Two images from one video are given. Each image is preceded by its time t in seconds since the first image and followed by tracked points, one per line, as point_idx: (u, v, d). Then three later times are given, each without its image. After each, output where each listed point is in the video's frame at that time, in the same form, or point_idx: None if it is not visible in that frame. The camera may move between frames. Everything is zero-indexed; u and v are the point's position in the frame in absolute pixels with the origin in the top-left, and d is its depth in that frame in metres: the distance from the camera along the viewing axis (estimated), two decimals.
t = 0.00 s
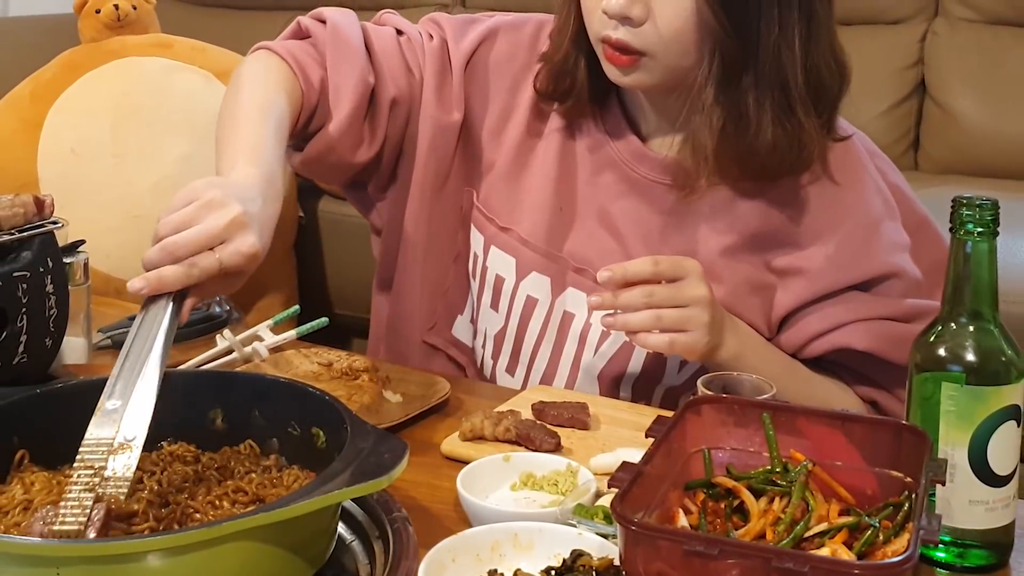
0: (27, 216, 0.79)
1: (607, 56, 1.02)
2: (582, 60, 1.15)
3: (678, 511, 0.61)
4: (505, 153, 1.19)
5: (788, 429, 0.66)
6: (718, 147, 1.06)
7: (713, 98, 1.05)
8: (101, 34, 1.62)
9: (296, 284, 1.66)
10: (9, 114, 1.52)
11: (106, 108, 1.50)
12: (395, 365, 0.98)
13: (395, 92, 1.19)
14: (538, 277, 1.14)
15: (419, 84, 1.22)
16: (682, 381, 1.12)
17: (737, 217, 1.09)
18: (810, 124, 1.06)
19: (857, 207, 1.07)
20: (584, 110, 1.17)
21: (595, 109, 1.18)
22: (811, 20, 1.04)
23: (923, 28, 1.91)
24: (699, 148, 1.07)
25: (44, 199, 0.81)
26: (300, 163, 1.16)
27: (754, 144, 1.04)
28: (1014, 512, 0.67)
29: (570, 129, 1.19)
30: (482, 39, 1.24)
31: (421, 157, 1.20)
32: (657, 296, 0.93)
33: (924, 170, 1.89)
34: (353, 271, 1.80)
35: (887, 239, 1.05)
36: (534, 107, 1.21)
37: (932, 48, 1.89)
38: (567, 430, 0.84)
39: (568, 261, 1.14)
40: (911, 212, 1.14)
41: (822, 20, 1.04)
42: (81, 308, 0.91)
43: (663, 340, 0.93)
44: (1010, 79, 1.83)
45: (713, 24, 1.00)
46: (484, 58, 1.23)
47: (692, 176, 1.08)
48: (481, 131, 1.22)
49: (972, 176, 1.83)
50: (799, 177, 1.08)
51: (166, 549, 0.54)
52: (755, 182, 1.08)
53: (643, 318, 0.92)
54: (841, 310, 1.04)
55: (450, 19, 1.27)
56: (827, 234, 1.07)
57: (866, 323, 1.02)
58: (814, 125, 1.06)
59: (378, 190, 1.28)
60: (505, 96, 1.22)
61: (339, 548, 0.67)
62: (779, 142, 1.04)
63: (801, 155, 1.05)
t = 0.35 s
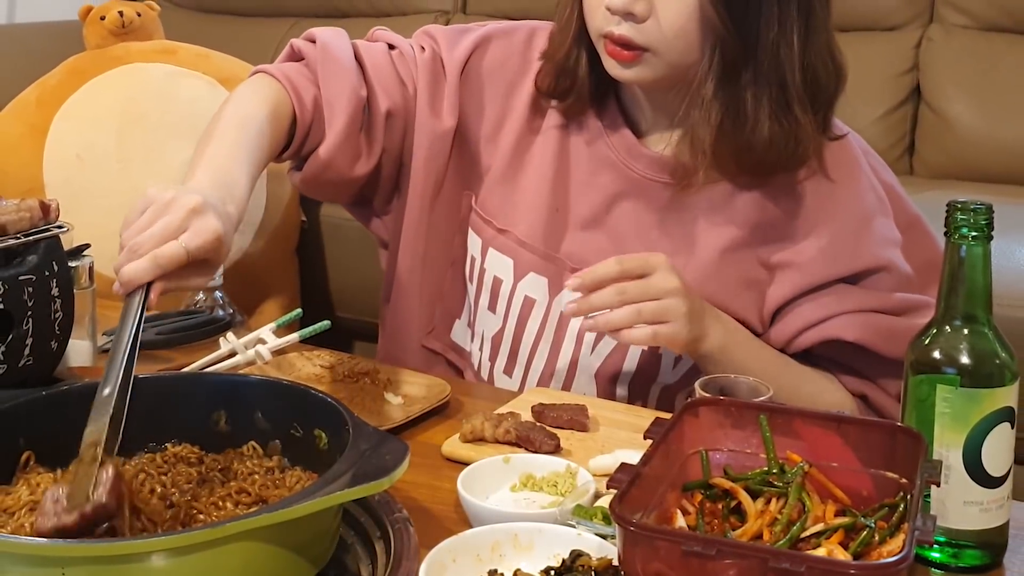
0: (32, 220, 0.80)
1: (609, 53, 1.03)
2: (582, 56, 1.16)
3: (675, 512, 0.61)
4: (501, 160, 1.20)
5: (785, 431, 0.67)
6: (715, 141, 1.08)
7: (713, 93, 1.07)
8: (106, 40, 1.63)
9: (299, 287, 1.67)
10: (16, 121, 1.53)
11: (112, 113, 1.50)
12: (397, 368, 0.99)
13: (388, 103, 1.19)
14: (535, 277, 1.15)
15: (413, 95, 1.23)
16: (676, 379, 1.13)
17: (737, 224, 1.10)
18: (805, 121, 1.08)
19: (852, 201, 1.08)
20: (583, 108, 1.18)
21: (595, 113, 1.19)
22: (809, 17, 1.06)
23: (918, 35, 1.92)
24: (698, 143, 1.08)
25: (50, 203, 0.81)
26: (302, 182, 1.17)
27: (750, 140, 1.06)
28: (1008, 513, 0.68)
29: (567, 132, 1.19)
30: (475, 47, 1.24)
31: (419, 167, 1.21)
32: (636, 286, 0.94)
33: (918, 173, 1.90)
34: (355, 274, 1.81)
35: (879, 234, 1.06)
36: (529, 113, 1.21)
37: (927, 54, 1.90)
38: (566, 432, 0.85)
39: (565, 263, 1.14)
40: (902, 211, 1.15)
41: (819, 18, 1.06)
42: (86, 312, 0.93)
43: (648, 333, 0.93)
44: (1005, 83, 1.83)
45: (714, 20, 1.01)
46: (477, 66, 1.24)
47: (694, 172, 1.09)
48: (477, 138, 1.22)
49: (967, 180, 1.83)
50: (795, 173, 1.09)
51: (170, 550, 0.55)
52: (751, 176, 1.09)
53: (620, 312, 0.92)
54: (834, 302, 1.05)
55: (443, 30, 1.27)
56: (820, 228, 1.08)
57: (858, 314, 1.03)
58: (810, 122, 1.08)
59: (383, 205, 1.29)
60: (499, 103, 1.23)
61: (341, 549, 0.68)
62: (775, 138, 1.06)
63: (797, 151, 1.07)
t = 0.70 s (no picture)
0: (38, 224, 0.81)
1: (614, 17, 1.06)
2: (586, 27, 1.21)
3: (674, 513, 0.62)
4: (503, 136, 1.22)
5: (781, 433, 0.68)
6: (728, 112, 1.11)
7: (726, 58, 1.11)
8: (111, 47, 1.63)
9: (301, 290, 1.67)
10: (21, 125, 1.54)
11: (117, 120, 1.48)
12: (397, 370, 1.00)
13: (399, 72, 1.22)
14: (536, 244, 1.18)
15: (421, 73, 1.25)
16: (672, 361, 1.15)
17: (734, 233, 1.12)
18: (810, 94, 1.12)
19: (821, 173, 1.11)
20: (585, 77, 1.22)
21: (594, 118, 1.20)
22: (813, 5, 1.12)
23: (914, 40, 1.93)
24: (713, 106, 1.12)
25: (55, 207, 0.82)
26: (311, 148, 1.19)
27: (762, 110, 1.09)
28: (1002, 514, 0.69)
29: (568, 102, 1.23)
30: (480, 36, 1.28)
31: (422, 142, 1.24)
32: (496, 355, 0.95)
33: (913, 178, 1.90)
34: (355, 276, 1.82)
35: (851, 202, 1.09)
36: (530, 95, 1.24)
37: (923, 60, 1.91)
38: (566, 434, 0.86)
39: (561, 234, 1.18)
40: (876, 200, 1.16)
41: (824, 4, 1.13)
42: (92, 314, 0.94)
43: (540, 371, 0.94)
44: (999, 89, 1.84)
45: None
46: (484, 53, 1.27)
47: (709, 139, 1.13)
48: (479, 120, 1.25)
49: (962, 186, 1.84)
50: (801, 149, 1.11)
51: (174, 550, 0.56)
52: (759, 148, 1.11)
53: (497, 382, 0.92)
54: (791, 259, 1.06)
55: (449, 22, 1.31)
56: (792, 196, 1.10)
57: (814, 273, 1.04)
58: (818, 98, 1.13)
59: (387, 189, 1.30)
60: (503, 88, 1.25)
61: (343, 549, 0.69)
62: (786, 112, 1.09)
63: (808, 119, 1.10)
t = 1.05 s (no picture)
0: (43, 229, 0.80)
1: (610, 14, 1.10)
2: (584, 26, 1.24)
3: (671, 513, 0.63)
4: (510, 127, 1.24)
5: (778, 434, 0.69)
6: (708, 92, 1.14)
7: (707, 42, 1.14)
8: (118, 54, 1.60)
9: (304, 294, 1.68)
10: (28, 132, 1.50)
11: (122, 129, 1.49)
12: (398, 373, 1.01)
13: (417, 50, 1.25)
14: (534, 226, 1.19)
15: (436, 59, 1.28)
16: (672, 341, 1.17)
17: (722, 215, 1.13)
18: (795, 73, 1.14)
19: (806, 158, 1.11)
20: (584, 77, 1.24)
21: (592, 123, 1.21)
22: None
23: (908, 47, 1.94)
24: (696, 91, 1.14)
25: (61, 212, 0.82)
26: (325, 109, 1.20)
27: (739, 88, 1.12)
28: (996, 515, 0.70)
29: (569, 98, 1.25)
30: (492, 32, 1.31)
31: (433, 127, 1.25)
32: (468, 368, 0.94)
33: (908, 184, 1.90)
34: (356, 280, 1.82)
35: (834, 181, 1.09)
36: (535, 89, 1.25)
37: (917, 67, 1.92)
38: (565, 435, 0.87)
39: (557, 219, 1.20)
40: (862, 188, 1.16)
41: None
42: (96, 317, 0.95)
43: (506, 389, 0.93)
44: (994, 94, 1.85)
45: None
46: (500, 47, 1.30)
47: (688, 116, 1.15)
48: (487, 112, 1.27)
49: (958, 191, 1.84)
50: (781, 127, 1.13)
51: (179, 550, 0.57)
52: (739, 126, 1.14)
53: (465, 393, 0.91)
54: (772, 238, 1.07)
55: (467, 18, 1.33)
56: (780, 177, 1.11)
57: (794, 250, 1.04)
58: (796, 74, 1.14)
59: (389, 174, 1.30)
60: (511, 83, 1.27)
61: (346, 549, 0.69)
62: (764, 90, 1.11)
63: (787, 97, 1.12)
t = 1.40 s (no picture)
0: (49, 232, 0.81)
1: (597, 36, 1.10)
2: (575, 45, 1.22)
3: (669, 514, 0.64)
4: (507, 134, 1.25)
5: (775, 435, 0.70)
6: (685, 106, 1.13)
7: (682, 63, 1.12)
8: (123, 61, 1.58)
9: (306, 297, 1.69)
10: (31, 138, 1.50)
11: (125, 133, 1.47)
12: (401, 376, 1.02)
13: (412, 54, 1.26)
14: (528, 228, 1.22)
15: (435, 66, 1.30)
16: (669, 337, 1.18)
17: (712, 218, 1.14)
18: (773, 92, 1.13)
19: (799, 163, 1.11)
20: (578, 88, 1.24)
21: (588, 131, 1.21)
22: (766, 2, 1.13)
23: (904, 53, 1.94)
24: (670, 103, 1.13)
25: (66, 217, 0.83)
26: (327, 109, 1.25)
27: (714, 102, 1.11)
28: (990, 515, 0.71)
29: (565, 111, 1.25)
30: (495, 44, 1.32)
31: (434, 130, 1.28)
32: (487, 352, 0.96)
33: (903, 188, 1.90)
34: (358, 283, 1.83)
35: (824, 190, 1.10)
36: (531, 100, 1.26)
37: (913, 73, 1.91)
38: (564, 438, 0.88)
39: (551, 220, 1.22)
40: (853, 194, 1.18)
41: None
42: (101, 320, 0.94)
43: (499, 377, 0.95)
44: (987, 101, 1.85)
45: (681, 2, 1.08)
46: (502, 55, 1.31)
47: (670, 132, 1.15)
48: (486, 119, 1.27)
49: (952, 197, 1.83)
50: (760, 137, 1.14)
51: (183, 551, 0.58)
52: (720, 137, 1.14)
53: (476, 375, 0.95)
54: (758, 247, 1.08)
55: (471, 26, 1.34)
56: (768, 185, 1.12)
57: (780, 259, 1.06)
58: (767, 84, 1.13)
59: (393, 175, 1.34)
60: (510, 91, 1.28)
61: (347, 549, 0.70)
62: (736, 103, 1.11)
63: (759, 116, 1.12)
